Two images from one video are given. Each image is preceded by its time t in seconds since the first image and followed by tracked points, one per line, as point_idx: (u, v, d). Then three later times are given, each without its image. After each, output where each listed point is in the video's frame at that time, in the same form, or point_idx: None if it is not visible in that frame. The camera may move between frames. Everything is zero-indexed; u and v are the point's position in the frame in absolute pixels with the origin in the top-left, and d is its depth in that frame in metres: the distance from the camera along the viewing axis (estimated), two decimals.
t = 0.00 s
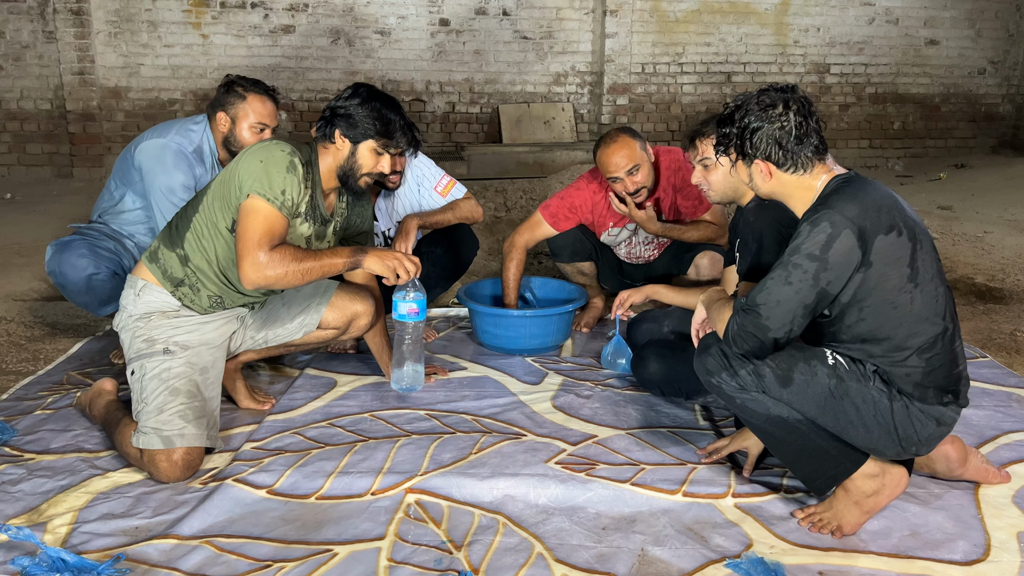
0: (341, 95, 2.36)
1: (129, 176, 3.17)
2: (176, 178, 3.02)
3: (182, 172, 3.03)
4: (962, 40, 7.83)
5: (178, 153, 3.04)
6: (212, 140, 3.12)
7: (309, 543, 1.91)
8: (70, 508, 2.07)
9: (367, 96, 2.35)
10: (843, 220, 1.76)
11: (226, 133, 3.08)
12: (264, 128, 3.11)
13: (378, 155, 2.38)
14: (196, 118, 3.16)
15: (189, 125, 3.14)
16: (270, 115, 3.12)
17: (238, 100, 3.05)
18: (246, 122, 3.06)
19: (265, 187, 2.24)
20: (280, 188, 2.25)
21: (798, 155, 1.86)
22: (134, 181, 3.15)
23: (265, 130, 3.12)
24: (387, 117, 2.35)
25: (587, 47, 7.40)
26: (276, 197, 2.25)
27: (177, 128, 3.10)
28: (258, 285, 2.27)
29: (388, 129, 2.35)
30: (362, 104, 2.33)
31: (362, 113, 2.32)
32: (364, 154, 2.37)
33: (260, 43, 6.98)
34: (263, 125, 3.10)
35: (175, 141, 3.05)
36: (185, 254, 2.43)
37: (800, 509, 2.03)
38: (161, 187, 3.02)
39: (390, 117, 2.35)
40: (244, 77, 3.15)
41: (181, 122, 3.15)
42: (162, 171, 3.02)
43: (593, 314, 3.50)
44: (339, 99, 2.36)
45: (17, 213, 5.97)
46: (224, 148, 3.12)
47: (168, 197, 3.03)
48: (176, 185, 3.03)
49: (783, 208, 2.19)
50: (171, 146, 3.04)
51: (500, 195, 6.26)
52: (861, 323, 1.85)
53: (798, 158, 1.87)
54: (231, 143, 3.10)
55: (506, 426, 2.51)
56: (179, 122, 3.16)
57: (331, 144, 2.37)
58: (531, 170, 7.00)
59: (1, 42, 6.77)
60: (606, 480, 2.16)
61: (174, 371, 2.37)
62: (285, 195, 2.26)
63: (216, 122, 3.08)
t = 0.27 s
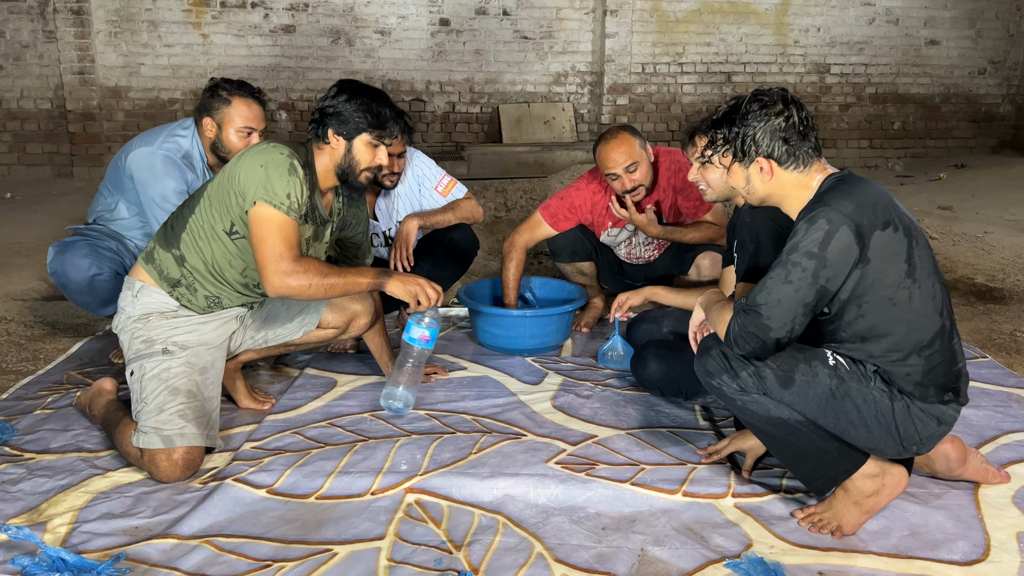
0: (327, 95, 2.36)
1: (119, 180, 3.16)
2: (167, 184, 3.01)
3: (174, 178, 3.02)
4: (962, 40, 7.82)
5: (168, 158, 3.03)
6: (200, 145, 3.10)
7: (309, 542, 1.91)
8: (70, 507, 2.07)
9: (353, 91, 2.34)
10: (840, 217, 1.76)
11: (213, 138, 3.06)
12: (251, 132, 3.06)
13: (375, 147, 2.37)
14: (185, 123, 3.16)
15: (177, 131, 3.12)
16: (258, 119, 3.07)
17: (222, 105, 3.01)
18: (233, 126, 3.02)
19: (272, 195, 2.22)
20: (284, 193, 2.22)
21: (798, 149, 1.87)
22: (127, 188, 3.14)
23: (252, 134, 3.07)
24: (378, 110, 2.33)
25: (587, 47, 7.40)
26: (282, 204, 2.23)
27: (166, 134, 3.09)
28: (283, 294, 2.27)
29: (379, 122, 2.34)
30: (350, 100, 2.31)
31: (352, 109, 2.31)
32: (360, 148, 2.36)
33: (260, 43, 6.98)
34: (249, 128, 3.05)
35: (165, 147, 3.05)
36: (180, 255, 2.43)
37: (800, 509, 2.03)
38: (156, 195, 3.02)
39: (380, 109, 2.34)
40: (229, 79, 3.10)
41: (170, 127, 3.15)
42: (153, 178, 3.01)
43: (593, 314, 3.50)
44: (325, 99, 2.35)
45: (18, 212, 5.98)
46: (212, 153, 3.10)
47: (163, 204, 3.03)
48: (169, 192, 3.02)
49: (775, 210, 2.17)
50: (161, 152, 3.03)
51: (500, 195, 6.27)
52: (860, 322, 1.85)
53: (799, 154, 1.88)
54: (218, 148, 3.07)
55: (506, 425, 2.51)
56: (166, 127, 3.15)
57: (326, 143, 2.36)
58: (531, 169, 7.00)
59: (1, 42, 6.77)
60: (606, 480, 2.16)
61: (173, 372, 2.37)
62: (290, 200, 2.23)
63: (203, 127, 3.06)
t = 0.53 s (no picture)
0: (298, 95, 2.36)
1: (117, 185, 3.16)
2: (161, 186, 3.00)
3: (168, 180, 3.01)
4: (962, 40, 7.82)
5: (161, 160, 3.02)
6: (193, 146, 3.11)
7: (309, 542, 1.91)
8: (70, 507, 2.07)
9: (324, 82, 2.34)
10: (832, 216, 1.76)
11: (205, 139, 3.06)
12: (242, 131, 3.06)
13: (359, 130, 2.37)
14: (178, 124, 3.15)
15: (170, 132, 3.12)
16: (249, 118, 3.07)
17: (212, 105, 3.01)
18: (224, 126, 3.02)
19: (261, 192, 2.22)
20: (272, 189, 2.23)
21: (792, 147, 1.88)
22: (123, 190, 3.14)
23: (244, 133, 3.07)
24: (351, 94, 2.32)
25: (587, 47, 7.40)
26: (272, 200, 2.23)
27: (158, 136, 3.08)
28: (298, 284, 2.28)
29: (356, 102, 2.33)
30: (321, 89, 2.31)
31: (326, 99, 2.31)
32: (345, 134, 2.35)
33: (260, 42, 6.98)
34: (241, 128, 3.05)
35: (158, 149, 3.04)
36: (174, 255, 2.43)
37: (800, 509, 2.03)
38: (151, 198, 3.01)
39: (354, 91, 2.33)
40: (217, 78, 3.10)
41: (162, 128, 3.14)
42: (147, 180, 3.00)
43: (593, 314, 3.50)
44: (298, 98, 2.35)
45: (18, 211, 5.97)
46: (205, 153, 3.10)
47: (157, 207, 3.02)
48: (163, 194, 3.01)
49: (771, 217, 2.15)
50: (154, 154, 3.03)
51: (500, 194, 6.27)
52: (856, 322, 1.85)
53: (794, 152, 1.88)
54: (210, 149, 3.07)
55: (506, 425, 2.51)
56: (159, 128, 3.14)
57: (310, 139, 2.36)
58: (531, 169, 7.00)
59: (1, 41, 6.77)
60: (606, 480, 2.16)
61: (171, 371, 2.37)
62: (280, 194, 2.24)
63: (194, 128, 3.06)
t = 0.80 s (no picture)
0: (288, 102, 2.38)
1: (114, 188, 3.16)
2: (158, 189, 3.01)
3: (164, 182, 3.02)
4: (962, 40, 7.82)
5: (158, 162, 3.02)
6: (191, 147, 3.10)
7: (308, 542, 1.91)
8: (70, 506, 2.07)
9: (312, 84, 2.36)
10: (825, 217, 1.75)
11: (203, 140, 3.04)
12: (241, 130, 3.04)
13: (354, 122, 2.38)
14: (172, 124, 3.15)
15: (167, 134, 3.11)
16: (247, 116, 3.05)
17: (208, 104, 2.99)
18: (221, 125, 3.00)
19: (231, 209, 2.23)
20: (246, 204, 2.24)
21: (788, 148, 1.87)
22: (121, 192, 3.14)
23: (243, 131, 3.05)
24: (344, 88, 2.35)
25: (587, 47, 7.40)
26: (243, 215, 2.24)
27: (153, 137, 3.08)
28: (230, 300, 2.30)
29: (347, 95, 2.35)
30: (308, 91, 2.33)
31: (315, 100, 2.33)
32: (340, 129, 2.36)
33: (260, 42, 6.97)
34: (240, 126, 3.03)
35: (155, 151, 3.05)
36: (174, 256, 2.42)
37: (800, 509, 2.03)
38: (147, 200, 3.03)
39: (343, 85, 2.35)
40: (213, 78, 3.08)
41: (156, 129, 3.13)
42: (144, 183, 3.01)
43: (593, 314, 3.51)
44: (290, 103, 2.37)
45: (18, 211, 5.97)
46: (204, 154, 3.09)
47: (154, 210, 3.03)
48: (160, 197, 3.02)
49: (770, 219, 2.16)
50: (151, 156, 3.03)
51: (500, 194, 6.27)
52: (852, 323, 1.85)
53: (790, 153, 1.88)
54: (209, 149, 3.06)
55: (506, 425, 2.51)
56: (156, 129, 3.14)
57: (308, 140, 2.37)
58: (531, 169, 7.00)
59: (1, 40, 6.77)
60: (606, 480, 2.16)
61: (171, 370, 2.37)
62: (253, 211, 2.26)
63: (192, 129, 3.04)
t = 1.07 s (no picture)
0: (312, 99, 2.35)
1: (116, 186, 3.16)
2: (162, 190, 3.02)
3: (168, 183, 3.02)
4: (962, 39, 7.82)
5: (163, 163, 3.03)
6: (196, 146, 3.10)
7: (309, 541, 1.91)
8: (70, 506, 2.07)
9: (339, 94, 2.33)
10: (822, 217, 1.75)
11: (211, 138, 3.06)
12: (249, 129, 3.06)
13: (367, 147, 2.37)
14: (179, 122, 3.14)
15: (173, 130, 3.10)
16: (255, 114, 3.07)
17: (218, 103, 3.00)
18: (230, 125, 3.02)
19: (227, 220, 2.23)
20: (245, 217, 2.25)
21: (782, 148, 1.87)
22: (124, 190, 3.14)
23: (251, 131, 3.07)
24: (364, 108, 2.33)
25: (588, 46, 7.40)
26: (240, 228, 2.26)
27: (160, 135, 3.08)
28: (196, 298, 2.27)
29: (368, 120, 2.34)
30: (336, 101, 2.31)
31: (339, 111, 2.31)
32: (352, 149, 2.36)
33: (260, 41, 6.97)
34: (248, 125, 3.05)
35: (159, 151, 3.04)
36: (176, 257, 2.41)
37: (800, 508, 2.04)
38: (150, 200, 3.03)
39: (368, 108, 2.34)
40: (222, 77, 3.09)
41: (163, 126, 3.13)
42: (148, 183, 3.01)
43: (593, 313, 3.51)
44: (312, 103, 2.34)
45: (19, 210, 5.97)
46: (210, 153, 3.10)
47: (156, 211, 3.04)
48: (164, 198, 3.03)
49: (771, 219, 2.15)
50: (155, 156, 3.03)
51: (500, 193, 6.27)
52: (851, 322, 1.85)
53: (785, 152, 1.87)
54: (217, 149, 3.07)
55: (506, 424, 2.51)
56: (163, 125, 3.13)
57: (315, 148, 2.35)
58: (531, 168, 7.00)
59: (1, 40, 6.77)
60: (606, 479, 2.16)
61: (172, 369, 2.36)
62: (253, 224, 2.28)
63: (200, 127, 3.05)
